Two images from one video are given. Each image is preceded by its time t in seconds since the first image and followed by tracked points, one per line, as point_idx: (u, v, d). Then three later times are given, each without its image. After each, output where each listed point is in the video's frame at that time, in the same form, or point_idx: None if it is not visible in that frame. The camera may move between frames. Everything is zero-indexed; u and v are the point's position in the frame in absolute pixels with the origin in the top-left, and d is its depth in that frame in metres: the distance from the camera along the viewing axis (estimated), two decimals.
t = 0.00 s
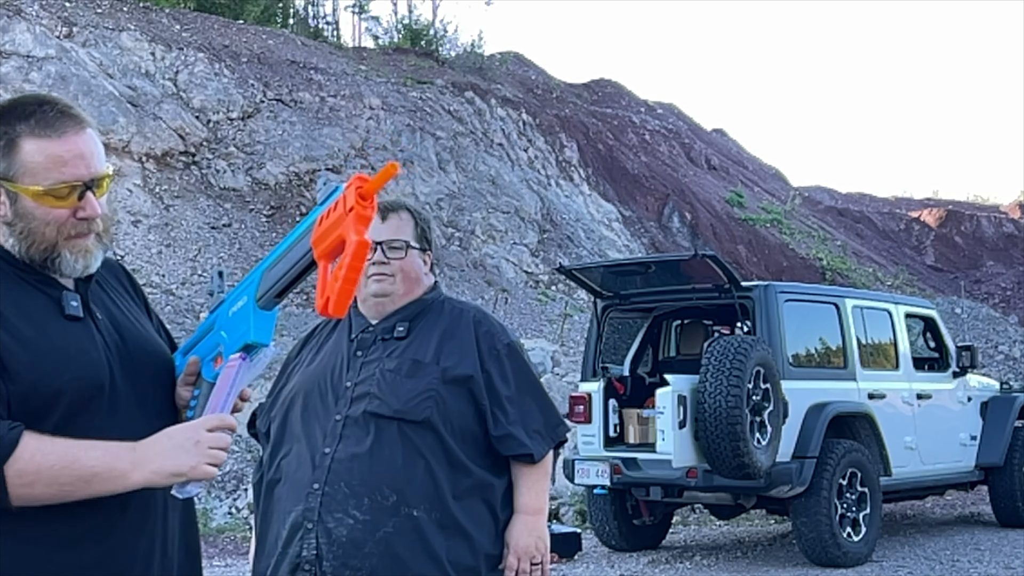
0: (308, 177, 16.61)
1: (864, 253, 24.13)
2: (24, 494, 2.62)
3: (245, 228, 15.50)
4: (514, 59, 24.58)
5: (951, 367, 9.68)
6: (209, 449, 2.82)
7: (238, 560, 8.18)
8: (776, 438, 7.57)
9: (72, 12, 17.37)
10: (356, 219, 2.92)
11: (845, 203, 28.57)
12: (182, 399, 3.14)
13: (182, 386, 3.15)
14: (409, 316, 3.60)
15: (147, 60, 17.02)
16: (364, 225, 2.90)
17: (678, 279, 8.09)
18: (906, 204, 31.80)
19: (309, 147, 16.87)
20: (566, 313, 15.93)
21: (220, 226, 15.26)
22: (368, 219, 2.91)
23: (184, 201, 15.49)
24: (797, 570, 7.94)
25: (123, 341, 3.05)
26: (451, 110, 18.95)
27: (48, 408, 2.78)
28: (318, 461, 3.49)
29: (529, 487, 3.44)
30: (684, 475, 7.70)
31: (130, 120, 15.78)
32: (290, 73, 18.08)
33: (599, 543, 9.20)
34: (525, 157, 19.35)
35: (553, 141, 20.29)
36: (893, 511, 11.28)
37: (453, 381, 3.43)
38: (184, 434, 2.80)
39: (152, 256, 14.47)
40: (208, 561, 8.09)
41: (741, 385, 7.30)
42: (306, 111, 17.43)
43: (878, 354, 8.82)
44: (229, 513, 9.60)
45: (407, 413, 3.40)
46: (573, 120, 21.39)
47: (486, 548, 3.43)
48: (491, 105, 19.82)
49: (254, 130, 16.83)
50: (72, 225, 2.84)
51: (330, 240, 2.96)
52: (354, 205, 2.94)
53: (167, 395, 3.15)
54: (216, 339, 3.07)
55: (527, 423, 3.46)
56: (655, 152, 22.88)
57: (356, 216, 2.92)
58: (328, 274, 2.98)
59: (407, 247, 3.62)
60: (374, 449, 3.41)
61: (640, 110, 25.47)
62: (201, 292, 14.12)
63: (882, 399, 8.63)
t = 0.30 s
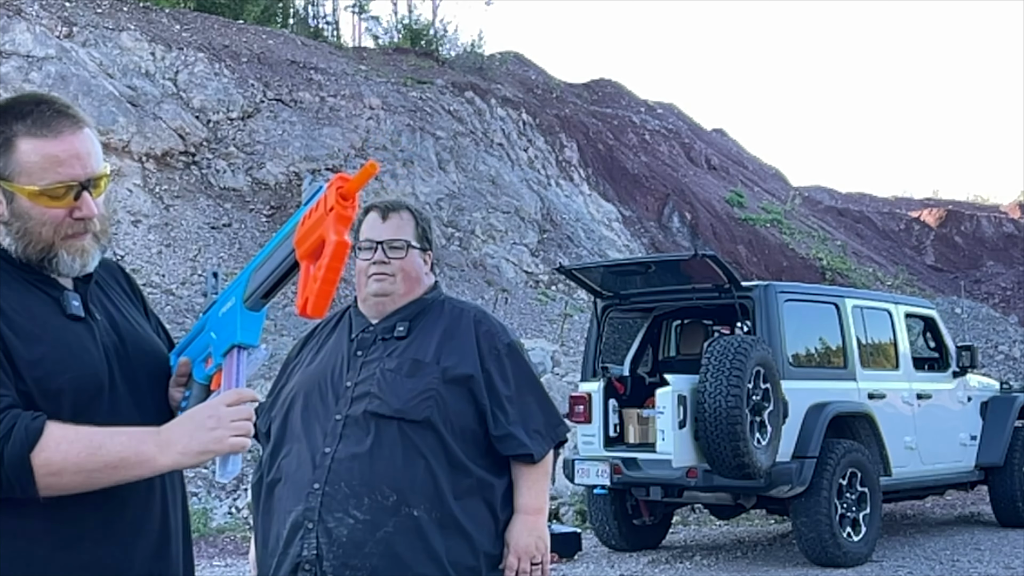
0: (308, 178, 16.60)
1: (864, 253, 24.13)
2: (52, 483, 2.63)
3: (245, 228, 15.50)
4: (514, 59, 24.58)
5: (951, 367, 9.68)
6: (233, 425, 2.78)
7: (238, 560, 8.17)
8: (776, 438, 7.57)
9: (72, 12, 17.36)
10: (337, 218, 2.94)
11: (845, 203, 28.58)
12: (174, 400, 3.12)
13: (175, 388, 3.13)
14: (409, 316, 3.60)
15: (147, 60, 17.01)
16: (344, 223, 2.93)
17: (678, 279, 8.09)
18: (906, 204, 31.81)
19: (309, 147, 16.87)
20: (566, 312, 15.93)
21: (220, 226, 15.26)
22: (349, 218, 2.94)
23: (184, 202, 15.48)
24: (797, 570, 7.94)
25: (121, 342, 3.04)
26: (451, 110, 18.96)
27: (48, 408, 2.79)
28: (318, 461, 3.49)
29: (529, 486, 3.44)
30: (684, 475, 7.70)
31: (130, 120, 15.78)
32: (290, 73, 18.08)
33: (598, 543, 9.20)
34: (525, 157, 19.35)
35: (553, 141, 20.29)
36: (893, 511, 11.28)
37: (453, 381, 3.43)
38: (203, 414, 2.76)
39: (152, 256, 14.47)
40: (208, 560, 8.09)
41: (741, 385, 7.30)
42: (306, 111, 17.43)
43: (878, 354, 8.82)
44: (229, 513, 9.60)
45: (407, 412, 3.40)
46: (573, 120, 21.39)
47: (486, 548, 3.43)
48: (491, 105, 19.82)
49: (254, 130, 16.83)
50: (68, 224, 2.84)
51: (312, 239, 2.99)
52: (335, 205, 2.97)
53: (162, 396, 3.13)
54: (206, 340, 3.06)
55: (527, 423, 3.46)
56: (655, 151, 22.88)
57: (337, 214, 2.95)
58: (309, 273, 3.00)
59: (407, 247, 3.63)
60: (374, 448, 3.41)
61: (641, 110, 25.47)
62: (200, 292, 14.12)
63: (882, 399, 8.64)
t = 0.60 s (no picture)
0: (308, 178, 16.59)
1: (864, 253, 24.14)
2: (58, 474, 2.65)
3: (245, 228, 15.49)
4: (514, 59, 24.59)
5: (951, 367, 9.69)
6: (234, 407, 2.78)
7: (238, 560, 8.18)
8: (776, 439, 7.57)
9: (72, 12, 17.37)
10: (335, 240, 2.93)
11: (845, 203, 28.59)
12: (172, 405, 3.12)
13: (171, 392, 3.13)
14: (409, 317, 3.60)
15: (147, 60, 17.02)
16: (346, 244, 2.91)
17: (678, 279, 8.09)
18: (907, 204, 31.81)
19: (309, 147, 16.88)
20: (566, 313, 15.94)
21: (220, 226, 15.24)
22: (351, 239, 2.92)
23: (184, 202, 15.45)
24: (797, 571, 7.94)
25: (120, 344, 3.04)
26: (451, 110, 18.97)
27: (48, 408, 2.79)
28: (319, 462, 3.50)
29: (529, 487, 3.44)
30: (684, 475, 7.70)
31: (130, 120, 15.79)
32: (290, 73, 18.10)
33: (598, 544, 9.21)
34: (525, 157, 19.35)
35: (553, 141, 20.29)
36: (893, 511, 11.29)
37: (454, 382, 3.43)
38: (204, 396, 2.76)
39: (152, 256, 14.48)
40: (208, 561, 8.10)
41: (741, 385, 7.30)
42: (307, 111, 17.44)
43: (878, 354, 8.83)
44: (229, 513, 9.60)
45: (408, 414, 3.40)
46: (573, 120, 21.40)
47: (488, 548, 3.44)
48: (491, 105, 19.83)
49: (254, 130, 16.84)
50: (68, 224, 2.84)
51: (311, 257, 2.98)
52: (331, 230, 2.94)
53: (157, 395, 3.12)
54: (205, 349, 3.06)
55: (528, 424, 3.46)
56: (655, 152, 22.88)
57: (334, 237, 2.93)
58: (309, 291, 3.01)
59: (408, 248, 3.63)
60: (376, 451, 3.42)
61: (641, 110, 25.48)
62: (200, 292, 14.13)
63: (882, 400, 8.64)
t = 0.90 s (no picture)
0: (308, 177, 16.57)
1: (864, 253, 24.13)
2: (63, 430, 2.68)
3: (245, 227, 15.39)
4: (514, 59, 24.59)
5: (951, 367, 9.68)
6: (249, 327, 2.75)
7: (239, 560, 8.18)
8: (776, 438, 7.56)
9: (72, 12, 17.36)
10: (462, 246, 2.73)
11: (845, 203, 28.58)
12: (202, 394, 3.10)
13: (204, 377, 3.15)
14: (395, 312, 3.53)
15: (147, 60, 17.02)
16: (467, 260, 2.71)
17: (678, 279, 8.09)
18: (907, 204, 31.80)
19: (309, 147, 16.87)
20: (566, 313, 15.93)
21: (220, 225, 15.21)
22: (470, 255, 2.71)
23: (184, 201, 15.40)
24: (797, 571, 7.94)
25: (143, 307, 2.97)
26: (450, 110, 18.98)
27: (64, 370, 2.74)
28: (314, 464, 3.47)
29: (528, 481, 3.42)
30: (684, 475, 7.69)
31: (130, 120, 15.79)
32: (290, 73, 18.11)
33: (599, 543, 9.20)
34: (525, 157, 19.34)
35: (553, 141, 20.28)
36: (893, 511, 11.29)
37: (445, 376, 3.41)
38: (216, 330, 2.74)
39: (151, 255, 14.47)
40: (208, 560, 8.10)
41: (741, 385, 7.30)
42: (307, 111, 17.44)
43: (878, 354, 8.82)
44: (229, 513, 9.60)
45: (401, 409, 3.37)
46: (573, 120, 21.39)
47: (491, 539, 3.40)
48: (491, 105, 19.84)
49: (254, 130, 16.83)
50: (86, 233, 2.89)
51: (440, 262, 2.79)
52: (458, 233, 2.73)
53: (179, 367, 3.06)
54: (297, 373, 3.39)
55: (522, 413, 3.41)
56: (655, 152, 22.88)
57: (461, 241, 2.73)
58: (442, 296, 2.83)
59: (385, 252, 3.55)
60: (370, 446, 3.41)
61: (641, 110, 25.47)
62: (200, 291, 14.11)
63: (882, 399, 8.64)
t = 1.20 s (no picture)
0: (308, 177, 16.56)
1: (864, 253, 24.12)
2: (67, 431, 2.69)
3: (245, 228, 15.37)
4: (514, 59, 24.58)
5: (951, 367, 9.68)
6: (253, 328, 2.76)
7: (239, 560, 8.18)
8: (776, 438, 7.56)
9: (72, 12, 17.36)
10: (463, 253, 2.72)
11: (845, 203, 28.58)
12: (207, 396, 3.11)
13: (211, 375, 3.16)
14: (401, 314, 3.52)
15: (147, 60, 17.03)
16: (469, 267, 2.70)
17: (678, 279, 8.09)
18: (907, 204, 31.79)
19: (309, 147, 16.87)
20: (566, 313, 15.93)
21: (220, 225, 15.18)
22: (472, 262, 2.70)
23: (184, 201, 15.39)
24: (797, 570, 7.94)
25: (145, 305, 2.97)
26: (451, 110, 18.99)
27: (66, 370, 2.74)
28: (320, 464, 3.48)
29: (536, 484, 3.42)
30: (684, 475, 7.70)
31: (130, 120, 15.79)
32: (290, 74, 18.11)
33: (599, 543, 9.20)
34: (525, 157, 19.34)
35: (553, 141, 20.28)
36: (893, 511, 11.28)
37: (451, 377, 3.40)
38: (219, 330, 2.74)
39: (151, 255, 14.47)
40: (208, 561, 8.10)
41: (741, 385, 7.30)
42: (307, 111, 17.44)
43: (878, 354, 8.82)
44: (230, 513, 9.60)
45: (408, 410, 3.36)
46: (573, 120, 21.39)
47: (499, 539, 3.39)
48: (491, 105, 19.84)
49: (254, 130, 16.83)
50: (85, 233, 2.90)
51: (441, 269, 2.79)
52: (459, 240, 2.73)
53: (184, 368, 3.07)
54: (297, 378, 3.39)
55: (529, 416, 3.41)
56: (655, 152, 22.88)
57: (462, 248, 2.72)
58: (443, 303, 2.82)
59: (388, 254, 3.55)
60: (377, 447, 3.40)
61: (641, 110, 25.47)
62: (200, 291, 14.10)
63: (882, 400, 8.64)
